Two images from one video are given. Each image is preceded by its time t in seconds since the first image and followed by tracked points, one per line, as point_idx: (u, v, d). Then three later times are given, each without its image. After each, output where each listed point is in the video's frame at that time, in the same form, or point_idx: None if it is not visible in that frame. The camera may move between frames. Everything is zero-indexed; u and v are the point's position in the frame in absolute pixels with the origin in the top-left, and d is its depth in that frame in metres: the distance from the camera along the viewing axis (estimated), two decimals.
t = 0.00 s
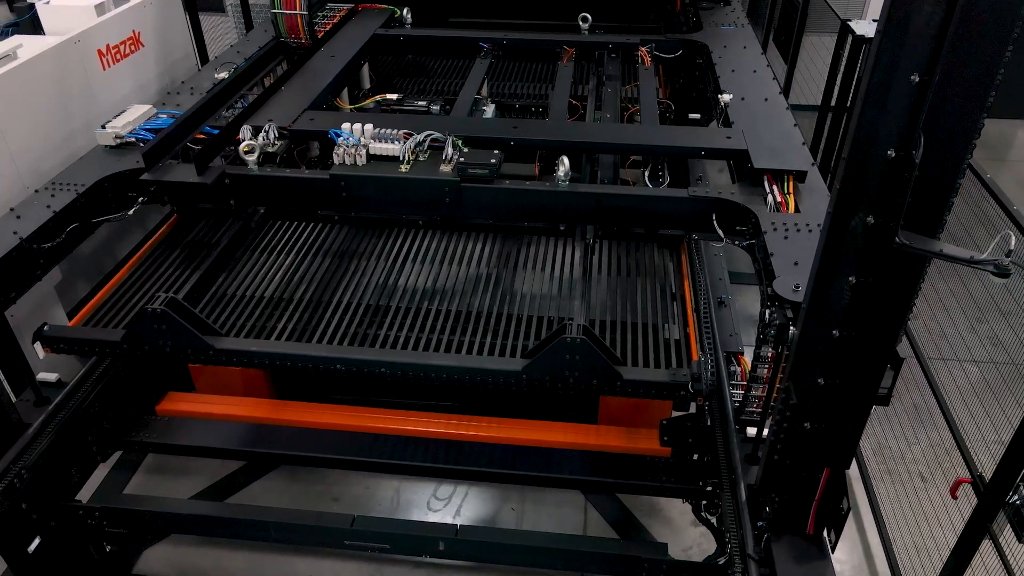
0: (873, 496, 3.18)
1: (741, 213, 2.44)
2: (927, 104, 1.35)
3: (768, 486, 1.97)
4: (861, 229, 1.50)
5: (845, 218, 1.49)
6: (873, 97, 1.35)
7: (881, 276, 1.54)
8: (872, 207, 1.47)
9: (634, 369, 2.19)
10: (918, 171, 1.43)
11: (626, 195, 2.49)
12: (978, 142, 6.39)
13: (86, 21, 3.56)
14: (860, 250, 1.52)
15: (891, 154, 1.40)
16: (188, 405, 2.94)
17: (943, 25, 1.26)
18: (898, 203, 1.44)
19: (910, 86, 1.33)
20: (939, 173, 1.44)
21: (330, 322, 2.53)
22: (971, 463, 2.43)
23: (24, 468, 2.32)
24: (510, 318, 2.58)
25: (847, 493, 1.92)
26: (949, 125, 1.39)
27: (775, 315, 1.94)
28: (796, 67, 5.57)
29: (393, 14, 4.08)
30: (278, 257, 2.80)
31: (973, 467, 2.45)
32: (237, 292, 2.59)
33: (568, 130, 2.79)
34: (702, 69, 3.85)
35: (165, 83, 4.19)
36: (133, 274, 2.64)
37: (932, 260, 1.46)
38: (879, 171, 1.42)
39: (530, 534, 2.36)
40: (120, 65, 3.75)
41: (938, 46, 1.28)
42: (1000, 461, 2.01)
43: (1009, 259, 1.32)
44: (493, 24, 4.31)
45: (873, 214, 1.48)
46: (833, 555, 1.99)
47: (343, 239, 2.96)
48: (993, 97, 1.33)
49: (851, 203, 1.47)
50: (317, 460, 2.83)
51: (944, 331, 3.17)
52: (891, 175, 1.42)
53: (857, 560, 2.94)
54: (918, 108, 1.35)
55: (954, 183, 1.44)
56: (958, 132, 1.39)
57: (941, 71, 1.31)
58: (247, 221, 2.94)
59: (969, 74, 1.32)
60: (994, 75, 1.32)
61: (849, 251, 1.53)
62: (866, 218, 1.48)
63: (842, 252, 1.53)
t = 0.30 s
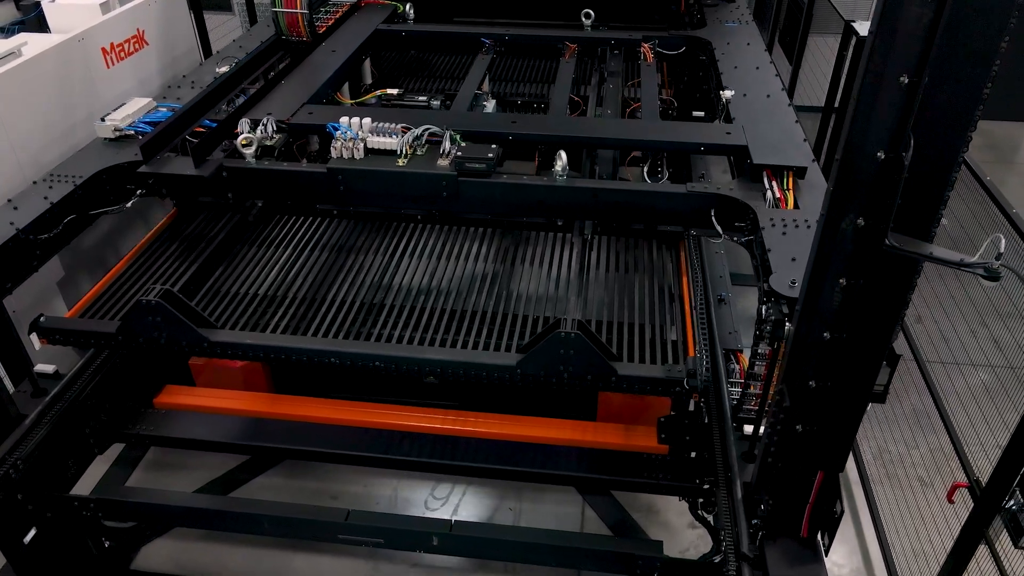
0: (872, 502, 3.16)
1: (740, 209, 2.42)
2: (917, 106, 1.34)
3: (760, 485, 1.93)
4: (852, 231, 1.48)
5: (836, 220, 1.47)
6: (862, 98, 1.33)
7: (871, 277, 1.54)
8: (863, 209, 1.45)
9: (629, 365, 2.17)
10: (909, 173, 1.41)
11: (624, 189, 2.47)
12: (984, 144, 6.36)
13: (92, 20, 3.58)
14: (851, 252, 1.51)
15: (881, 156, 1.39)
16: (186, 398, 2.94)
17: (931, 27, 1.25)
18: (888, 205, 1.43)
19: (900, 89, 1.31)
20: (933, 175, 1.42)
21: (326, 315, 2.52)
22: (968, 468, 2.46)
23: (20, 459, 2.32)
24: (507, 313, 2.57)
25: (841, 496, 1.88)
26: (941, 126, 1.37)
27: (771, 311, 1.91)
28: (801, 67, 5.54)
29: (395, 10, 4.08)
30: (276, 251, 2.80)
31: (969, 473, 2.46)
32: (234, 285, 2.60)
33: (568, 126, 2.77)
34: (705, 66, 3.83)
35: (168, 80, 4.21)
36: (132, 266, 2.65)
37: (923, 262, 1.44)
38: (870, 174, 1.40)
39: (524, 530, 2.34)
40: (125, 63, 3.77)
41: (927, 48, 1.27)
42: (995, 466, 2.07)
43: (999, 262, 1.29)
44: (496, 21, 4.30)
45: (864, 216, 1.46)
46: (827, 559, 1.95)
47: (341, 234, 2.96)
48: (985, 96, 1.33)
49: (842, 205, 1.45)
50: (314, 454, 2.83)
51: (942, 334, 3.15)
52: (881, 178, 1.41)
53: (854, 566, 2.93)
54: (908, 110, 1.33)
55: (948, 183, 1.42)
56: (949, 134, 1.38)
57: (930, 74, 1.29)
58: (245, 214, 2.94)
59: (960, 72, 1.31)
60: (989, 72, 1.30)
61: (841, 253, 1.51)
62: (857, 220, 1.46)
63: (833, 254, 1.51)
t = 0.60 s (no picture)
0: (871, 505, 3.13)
1: (739, 202, 2.40)
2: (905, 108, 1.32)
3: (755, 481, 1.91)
4: (844, 233, 1.46)
5: (826, 222, 1.46)
6: (851, 101, 1.32)
7: (861, 280, 1.52)
8: (852, 211, 1.44)
9: (624, 359, 2.15)
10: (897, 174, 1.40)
11: (623, 182, 2.45)
12: (991, 146, 6.32)
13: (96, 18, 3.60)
14: (842, 253, 1.49)
15: (871, 158, 1.37)
16: (184, 389, 2.94)
17: (920, 29, 1.23)
18: (878, 207, 1.41)
19: (889, 91, 1.29)
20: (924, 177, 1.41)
21: (322, 306, 2.51)
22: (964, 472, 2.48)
23: (15, 448, 2.32)
24: (504, 306, 2.55)
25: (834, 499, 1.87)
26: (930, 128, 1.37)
27: (768, 304, 1.89)
28: (806, 66, 5.51)
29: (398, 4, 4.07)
30: (274, 242, 2.79)
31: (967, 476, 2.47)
32: (230, 276, 2.59)
33: (568, 118, 2.76)
34: (708, 60, 3.80)
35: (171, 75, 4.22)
36: (129, 256, 2.64)
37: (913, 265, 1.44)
38: (859, 176, 1.39)
39: (519, 524, 2.32)
40: (129, 61, 3.80)
41: (915, 50, 1.25)
42: (990, 472, 2.09)
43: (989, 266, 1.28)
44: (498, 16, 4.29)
45: (853, 218, 1.44)
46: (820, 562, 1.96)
47: (339, 226, 2.95)
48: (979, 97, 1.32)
49: (832, 206, 1.44)
50: (310, 446, 2.82)
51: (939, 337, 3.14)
52: (871, 179, 1.39)
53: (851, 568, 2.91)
54: (897, 112, 1.31)
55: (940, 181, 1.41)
56: (938, 134, 1.37)
57: (920, 75, 1.27)
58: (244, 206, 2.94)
59: (952, 71, 1.29)
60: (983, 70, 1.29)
61: (831, 254, 1.50)
62: (848, 223, 1.45)
63: (824, 255, 1.50)
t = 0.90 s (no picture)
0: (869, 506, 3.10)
1: (739, 194, 2.37)
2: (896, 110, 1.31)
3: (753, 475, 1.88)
4: (834, 234, 1.45)
5: (816, 223, 1.45)
6: (843, 104, 1.31)
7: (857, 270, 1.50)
8: (844, 212, 1.42)
9: (620, 350, 2.13)
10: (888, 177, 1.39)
11: (620, 172, 2.42)
12: (1000, 149, 6.25)
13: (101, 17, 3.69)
14: (833, 255, 1.48)
15: (861, 159, 1.36)
16: (180, 379, 2.93)
17: (909, 31, 1.22)
18: (869, 208, 1.40)
19: (879, 92, 1.29)
20: (916, 180, 1.41)
21: (317, 296, 2.50)
22: (961, 476, 2.48)
23: (9, 435, 2.32)
24: (501, 296, 2.53)
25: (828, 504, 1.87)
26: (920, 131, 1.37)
27: (764, 295, 1.87)
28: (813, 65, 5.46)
29: None
30: (272, 233, 2.78)
31: (964, 480, 2.48)
32: (227, 265, 2.58)
33: (567, 109, 2.73)
34: (712, 55, 3.77)
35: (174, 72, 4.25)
36: (126, 245, 2.64)
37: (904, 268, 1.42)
38: (850, 178, 1.38)
39: (513, 517, 2.30)
40: (133, 60, 3.88)
41: (906, 51, 1.25)
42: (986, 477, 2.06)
43: (980, 270, 1.29)
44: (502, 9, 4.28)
45: (845, 219, 1.44)
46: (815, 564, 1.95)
47: (337, 217, 2.93)
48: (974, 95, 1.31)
49: (823, 207, 1.43)
50: (307, 438, 2.81)
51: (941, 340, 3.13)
52: (863, 180, 1.38)
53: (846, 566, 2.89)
54: (889, 111, 1.30)
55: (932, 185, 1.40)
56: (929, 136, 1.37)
57: (911, 76, 1.26)
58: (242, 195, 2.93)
59: (944, 69, 1.29)
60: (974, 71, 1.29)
61: (826, 243, 1.47)
62: (838, 224, 1.44)
63: (816, 255, 1.49)
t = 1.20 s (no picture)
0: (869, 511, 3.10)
1: (740, 185, 2.34)
2: (887, 113, 1.31)
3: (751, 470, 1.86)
4: (826, 237, 1.45)
5: (807, 226, 1.45)
6: (834, 108, 1.32)
7: (852, 260, 1.47)
8: (837, 215, 1.42)
9: (615, 341, 2.11)
10: (879, 180, 1.39)
11: (620, 163, 2.40)
12: (1007, 152, 6.20)
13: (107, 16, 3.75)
14: (825, 257, 1.48)
15: (852, 161, 1.36)
16: (179, 370, 2.92)
17: (899, 33, 1.23)
18: (861, 212, 1.40)
19: (870, 94, 1.29)
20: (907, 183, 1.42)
21: (313, 285, 2.48)
22: (960, 482, 2.50)
23: (5, 424, 2.31)
24: (498, 286, 2.52)
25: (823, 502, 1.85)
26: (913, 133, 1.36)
27: (761, 285, 1.84)
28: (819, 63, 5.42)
29: None
30: (270, 223, 2.77)
31: (963, 486, 2.48)
32: (224, 255, 2.57)
33: (568, 100, 2.71)
34: (716, 49, 3.74)
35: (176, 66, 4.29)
36: (124, 234, 2.63)
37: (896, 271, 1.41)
38: (841, 181, 1.38)
39: (508, 510, 2.28)
40: (136, 58, 3.95)
41: (896, 53, 1.24)
42: (984, 482, 2.06)
43: (971, 272, 1.30)
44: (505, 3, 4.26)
45: (836, 222, 1.43)
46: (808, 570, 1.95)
47: (335, 208, 2.92)
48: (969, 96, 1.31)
49: (815, 209, 1.43)
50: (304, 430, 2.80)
51: (939, 340, 2.99)
52: (854, 184, 1.38)
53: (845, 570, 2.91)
54: (879, 115, 1.30)
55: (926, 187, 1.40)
56: (923, 134, 1.36)
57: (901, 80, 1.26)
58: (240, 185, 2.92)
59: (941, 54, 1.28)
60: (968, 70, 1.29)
61: (820, 231, 1.45)
62: (830, 228, 1.44)
63: (808, 257, 1.48)
